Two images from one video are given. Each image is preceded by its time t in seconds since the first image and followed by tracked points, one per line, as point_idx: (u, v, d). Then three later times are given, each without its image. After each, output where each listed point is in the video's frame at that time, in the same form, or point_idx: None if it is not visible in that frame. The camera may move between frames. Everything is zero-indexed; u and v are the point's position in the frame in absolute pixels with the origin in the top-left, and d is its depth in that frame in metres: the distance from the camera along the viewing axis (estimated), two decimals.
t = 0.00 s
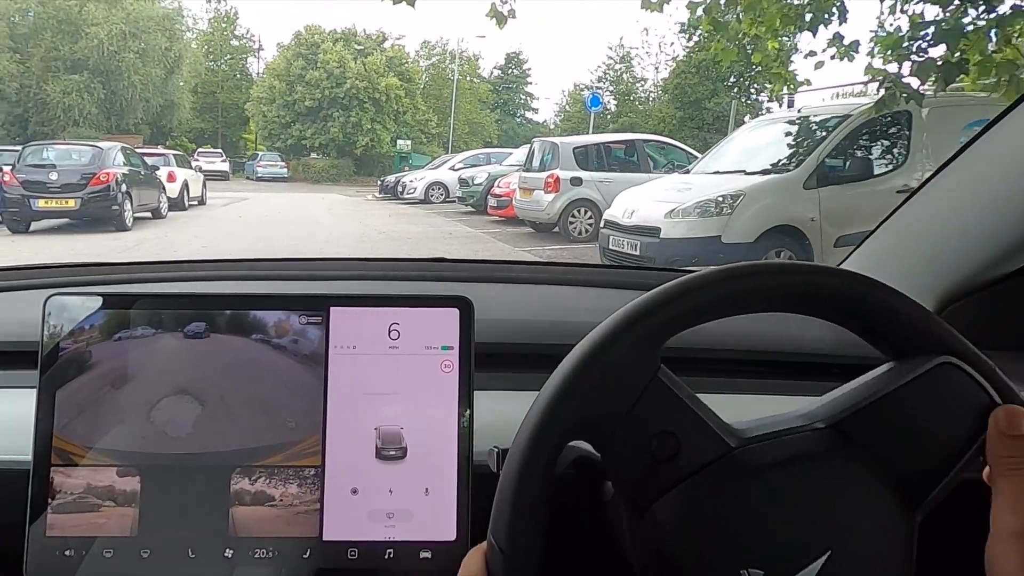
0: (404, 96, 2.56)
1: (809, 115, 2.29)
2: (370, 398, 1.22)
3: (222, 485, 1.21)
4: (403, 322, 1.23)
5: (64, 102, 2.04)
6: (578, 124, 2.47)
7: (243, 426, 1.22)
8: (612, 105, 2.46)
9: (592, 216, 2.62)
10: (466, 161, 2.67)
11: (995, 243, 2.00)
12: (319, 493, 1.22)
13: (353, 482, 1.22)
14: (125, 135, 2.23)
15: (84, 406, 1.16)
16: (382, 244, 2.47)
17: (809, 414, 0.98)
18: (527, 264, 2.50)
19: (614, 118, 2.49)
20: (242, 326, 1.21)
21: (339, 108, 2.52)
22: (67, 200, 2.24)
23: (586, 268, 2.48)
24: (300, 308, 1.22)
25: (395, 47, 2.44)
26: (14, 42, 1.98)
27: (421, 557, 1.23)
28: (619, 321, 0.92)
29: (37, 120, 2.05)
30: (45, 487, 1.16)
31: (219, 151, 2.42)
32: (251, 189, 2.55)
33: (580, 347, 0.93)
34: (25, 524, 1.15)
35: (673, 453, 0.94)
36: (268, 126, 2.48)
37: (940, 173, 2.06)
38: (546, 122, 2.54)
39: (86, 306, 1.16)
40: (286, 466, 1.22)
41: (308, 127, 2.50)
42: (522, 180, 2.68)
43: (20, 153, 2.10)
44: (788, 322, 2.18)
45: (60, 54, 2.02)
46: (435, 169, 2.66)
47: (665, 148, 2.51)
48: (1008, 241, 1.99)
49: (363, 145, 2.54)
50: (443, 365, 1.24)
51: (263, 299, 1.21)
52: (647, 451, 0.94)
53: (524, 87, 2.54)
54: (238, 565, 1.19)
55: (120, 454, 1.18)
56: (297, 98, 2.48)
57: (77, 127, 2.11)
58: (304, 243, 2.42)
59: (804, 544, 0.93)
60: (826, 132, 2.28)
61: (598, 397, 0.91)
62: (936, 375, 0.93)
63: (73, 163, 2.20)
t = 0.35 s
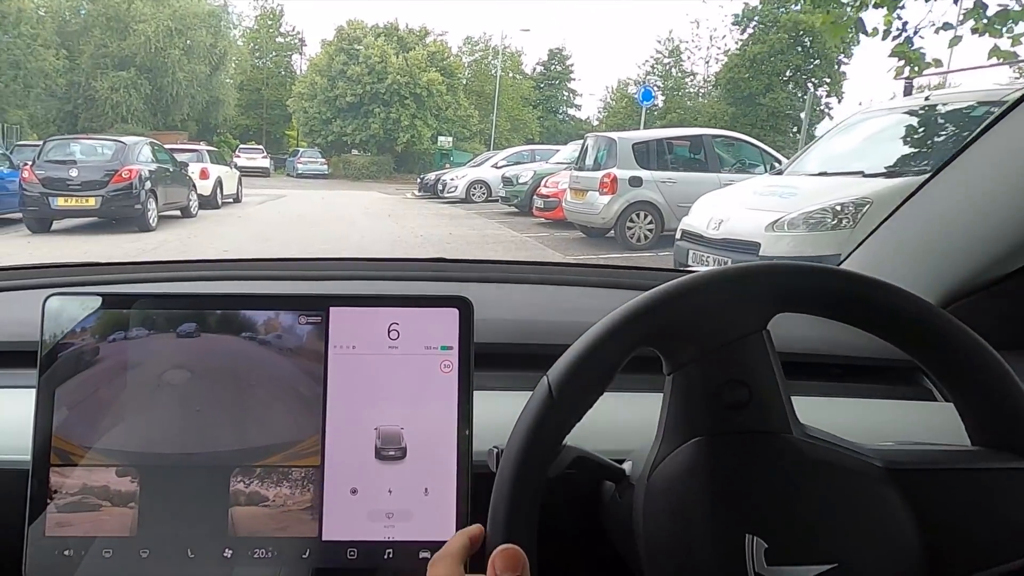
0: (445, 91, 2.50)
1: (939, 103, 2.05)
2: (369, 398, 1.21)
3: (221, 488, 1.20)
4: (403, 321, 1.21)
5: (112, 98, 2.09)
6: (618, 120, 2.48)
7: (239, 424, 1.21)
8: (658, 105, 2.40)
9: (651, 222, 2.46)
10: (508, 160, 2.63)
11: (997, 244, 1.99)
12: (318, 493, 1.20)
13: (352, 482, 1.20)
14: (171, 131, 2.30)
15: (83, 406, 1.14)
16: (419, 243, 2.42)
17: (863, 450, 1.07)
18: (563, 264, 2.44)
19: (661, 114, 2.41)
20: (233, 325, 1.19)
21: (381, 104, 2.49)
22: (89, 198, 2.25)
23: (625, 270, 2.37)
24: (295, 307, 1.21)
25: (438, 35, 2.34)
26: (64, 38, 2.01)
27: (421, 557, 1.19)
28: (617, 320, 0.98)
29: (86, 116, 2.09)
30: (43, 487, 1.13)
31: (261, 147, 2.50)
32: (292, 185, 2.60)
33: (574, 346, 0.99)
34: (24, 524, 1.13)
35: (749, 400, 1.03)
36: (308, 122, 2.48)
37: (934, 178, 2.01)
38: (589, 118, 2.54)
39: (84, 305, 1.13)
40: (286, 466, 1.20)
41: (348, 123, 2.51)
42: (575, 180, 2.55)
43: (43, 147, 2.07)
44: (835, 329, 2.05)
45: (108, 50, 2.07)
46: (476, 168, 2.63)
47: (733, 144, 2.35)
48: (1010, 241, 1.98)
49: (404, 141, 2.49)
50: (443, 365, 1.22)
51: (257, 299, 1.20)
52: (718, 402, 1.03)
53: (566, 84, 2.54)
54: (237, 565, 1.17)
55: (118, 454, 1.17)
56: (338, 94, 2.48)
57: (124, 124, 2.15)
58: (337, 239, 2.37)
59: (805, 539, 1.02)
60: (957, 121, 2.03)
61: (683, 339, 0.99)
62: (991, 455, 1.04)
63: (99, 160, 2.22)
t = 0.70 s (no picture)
0: (482, 88, 2.49)
1: None
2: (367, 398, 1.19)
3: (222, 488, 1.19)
4: (404, 321, 1.20)
5: (151, 97, 2.11)
6: (661, 117, 2.35)
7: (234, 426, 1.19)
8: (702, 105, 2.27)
9: (717, 229, 2.35)
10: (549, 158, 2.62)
11: (996, 247, 1.88)
12: (319, 492, 1.19)
13: (352, 481, 1.19)
14: (211, 132, 2.28)
15: (83, 404, 1.14)
16: (450, 244, 2.40)
17: (873, 460, 1.03)
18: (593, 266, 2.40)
19: (704, 112, 2.29)
20: (226, 324, 1.18)
21: (416, 101, 2.49)
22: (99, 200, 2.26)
23: (655, 273, 2.33)
24: (290, 306, 1.20)
25: (475, 31, 2.34)
26: (106, 38, 2.06)
27: (421, 557, 1.19)
28: (618, 321, 0.90)
29: (125, 115, 2.11)
30: (44, 486, 1.14)
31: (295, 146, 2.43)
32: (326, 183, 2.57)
33: (572, 348, 0.91)
34: (24, 523, 1.13)
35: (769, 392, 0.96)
36: (343, 120, 2.46)
37: (934, 178, 1.92)
38: (628, 117, 2.43)
39: (85, 305, 1.14)
40: (286, 465, 1.18)
41: (384, 121, 2.50)
42: (629, 182, 2.44)
43: (54, 145, 2.09)
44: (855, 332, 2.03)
45: (147, 49, 2.09)
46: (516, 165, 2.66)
47: (810, 141, 2.19)
48: (1009, 246, 1.87)
49: (438, 139, 2.48)
50: (443, 365, 1.20)
51: (251, 299, 1.19)
52: (735, 394, 0.96)
53: (605, 81, 2.41)
54: (237, 565, 1.17)
55: (115, 453, 1.17)
56: (374, 91, 2.45)
57: (162, 122, 2.17)
58: (370, 239, 2.37)
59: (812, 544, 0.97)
60: None
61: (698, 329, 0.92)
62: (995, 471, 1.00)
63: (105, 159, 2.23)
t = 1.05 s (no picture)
0: (516, 84, 2.43)
1: None
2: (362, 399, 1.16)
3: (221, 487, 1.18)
4: (402, 320, 1.17)
5: (183, 95, 2.10)
6: (700, 113, 2.27)
7: (229, 427, 1.18)
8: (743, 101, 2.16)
9: (795, 238, 2.10)
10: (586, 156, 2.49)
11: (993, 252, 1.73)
12: (318, 491, 1.16)
13: (351, 481, 1.16)
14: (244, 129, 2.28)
15: (81, 403, 1.14)
16: (476, 243, 2.34)
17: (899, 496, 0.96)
18: (623, 264, 2.30)
19: (747, 106, 2.17)
20: (219, 325, 1.18)
21: (448, 97, 2.43)
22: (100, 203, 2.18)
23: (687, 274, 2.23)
24: (284, 306, 1.17)
25: (508, 24, 2.29)
26: (141, 38, 2.08)
27: (420, 557, 1.16)
28: (618, 317, 0.83)
29: (158, 113, 2.10)
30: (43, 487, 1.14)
31: (323, 144, 2.53)
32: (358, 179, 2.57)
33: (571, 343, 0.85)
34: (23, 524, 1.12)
35: (822, 388, 0.89)
36: (374, 118, 2.44)
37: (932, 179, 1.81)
38: (664, 114, 2.35)
39: (84, 305, 1.13)
40: (284, 466, 1.17)
41: (414, 118, 2.43)
42: (687, 183, 2.30)
43: (57, 140, 2.03)
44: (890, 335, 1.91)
45: (180, 47, 2.11)
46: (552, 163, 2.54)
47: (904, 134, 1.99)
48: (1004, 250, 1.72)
49: (470, 136, 2.43)
50: (442, 365, 1.17)
51: (244, 299, 1.18)
52: (782, 387, 0.89)
53: (640, 78, 2.35)
54: (237, 564, 1.16)
55: (112, 453, 1.16)
56: (404, 88, 2.42)
57: (193, 121, 2.16)
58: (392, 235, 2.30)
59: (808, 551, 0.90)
60: None
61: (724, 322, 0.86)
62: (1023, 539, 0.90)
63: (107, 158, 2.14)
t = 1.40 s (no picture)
0: (540, 79, 2.40)
1: None
2: (361, 400, 1.14)
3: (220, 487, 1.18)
4: (403, 321, 1.15)
5: (203, 93, 2.07)
6: (732, 109, 2.21)
7: (227, 428, 1.18)
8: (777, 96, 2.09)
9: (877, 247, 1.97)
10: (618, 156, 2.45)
11: (994, 251, 1.72)
12: (319, 491, 1.15)
13: (351, 481, 1.15)
14: (264, 128, 2.27)
15: (81, 404, 1.14)
16: (491, 245, 2.30)
17: None
18: (641, 267, 2.26)
19: (782, 101, 2.09)
20: (213, 325, 1.17)
21: (469, 95, 2.42)
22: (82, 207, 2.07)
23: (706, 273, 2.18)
24: (280, 307, 1.16)
25: (531, 23, 2.26)
26: (162, 35, 2.06)
27: (420, 557, 1.14)
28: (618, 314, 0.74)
29: (179, 112, 2.03)
30: (42, 487, 1.14)
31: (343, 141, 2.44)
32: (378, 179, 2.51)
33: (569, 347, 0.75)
34: (23, 524, 1.13)
35: (933, 443, 0.83)
36: (394, 116, 2.41)
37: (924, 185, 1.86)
38: (688, 111, 2.32)
39: (83, 306, 1.13)
40: (285, 466, 1.16)
41: (436, 116, 2.41)
42: (749, 186, 2.23)
43: (36, 138, 1.92)
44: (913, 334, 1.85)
45: (200, 45, 2.09)
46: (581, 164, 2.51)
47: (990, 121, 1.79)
48: (1009, 250, 1.70)
49: (493, 135, 2.43)
50: (442, 365, 1.15)
51: (240, 299, 1.17)
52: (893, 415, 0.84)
53: (664, 75, 2.30)
54: (238, 565, 1.15)
55: (112, 454, 1.17)
56: (425, 85, 2.40)
57: (212, 119, 2.12)
58: (406, 238, 2.27)
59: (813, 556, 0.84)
60: None
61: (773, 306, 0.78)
62: None
63: (93, 156, 2.04)
